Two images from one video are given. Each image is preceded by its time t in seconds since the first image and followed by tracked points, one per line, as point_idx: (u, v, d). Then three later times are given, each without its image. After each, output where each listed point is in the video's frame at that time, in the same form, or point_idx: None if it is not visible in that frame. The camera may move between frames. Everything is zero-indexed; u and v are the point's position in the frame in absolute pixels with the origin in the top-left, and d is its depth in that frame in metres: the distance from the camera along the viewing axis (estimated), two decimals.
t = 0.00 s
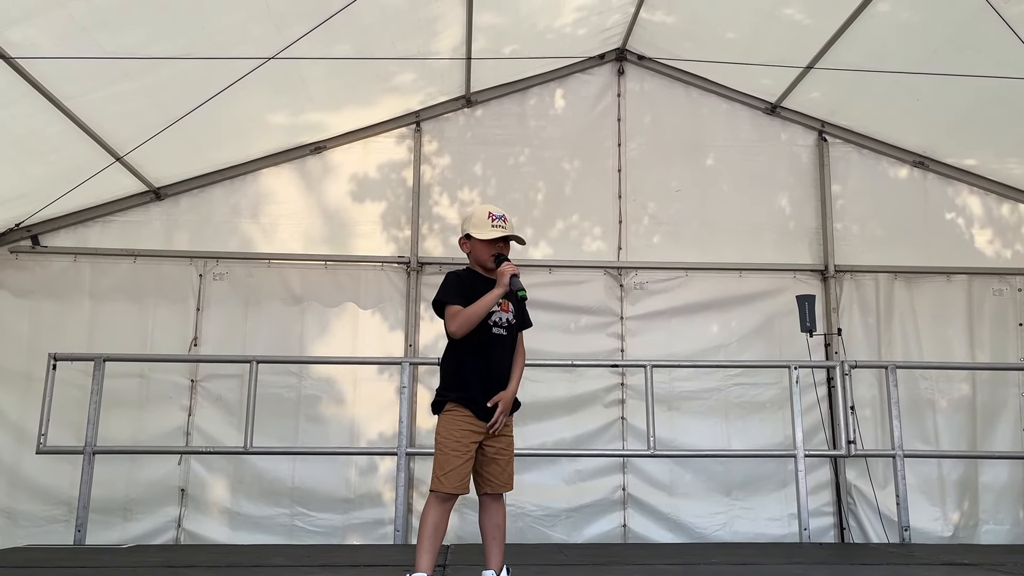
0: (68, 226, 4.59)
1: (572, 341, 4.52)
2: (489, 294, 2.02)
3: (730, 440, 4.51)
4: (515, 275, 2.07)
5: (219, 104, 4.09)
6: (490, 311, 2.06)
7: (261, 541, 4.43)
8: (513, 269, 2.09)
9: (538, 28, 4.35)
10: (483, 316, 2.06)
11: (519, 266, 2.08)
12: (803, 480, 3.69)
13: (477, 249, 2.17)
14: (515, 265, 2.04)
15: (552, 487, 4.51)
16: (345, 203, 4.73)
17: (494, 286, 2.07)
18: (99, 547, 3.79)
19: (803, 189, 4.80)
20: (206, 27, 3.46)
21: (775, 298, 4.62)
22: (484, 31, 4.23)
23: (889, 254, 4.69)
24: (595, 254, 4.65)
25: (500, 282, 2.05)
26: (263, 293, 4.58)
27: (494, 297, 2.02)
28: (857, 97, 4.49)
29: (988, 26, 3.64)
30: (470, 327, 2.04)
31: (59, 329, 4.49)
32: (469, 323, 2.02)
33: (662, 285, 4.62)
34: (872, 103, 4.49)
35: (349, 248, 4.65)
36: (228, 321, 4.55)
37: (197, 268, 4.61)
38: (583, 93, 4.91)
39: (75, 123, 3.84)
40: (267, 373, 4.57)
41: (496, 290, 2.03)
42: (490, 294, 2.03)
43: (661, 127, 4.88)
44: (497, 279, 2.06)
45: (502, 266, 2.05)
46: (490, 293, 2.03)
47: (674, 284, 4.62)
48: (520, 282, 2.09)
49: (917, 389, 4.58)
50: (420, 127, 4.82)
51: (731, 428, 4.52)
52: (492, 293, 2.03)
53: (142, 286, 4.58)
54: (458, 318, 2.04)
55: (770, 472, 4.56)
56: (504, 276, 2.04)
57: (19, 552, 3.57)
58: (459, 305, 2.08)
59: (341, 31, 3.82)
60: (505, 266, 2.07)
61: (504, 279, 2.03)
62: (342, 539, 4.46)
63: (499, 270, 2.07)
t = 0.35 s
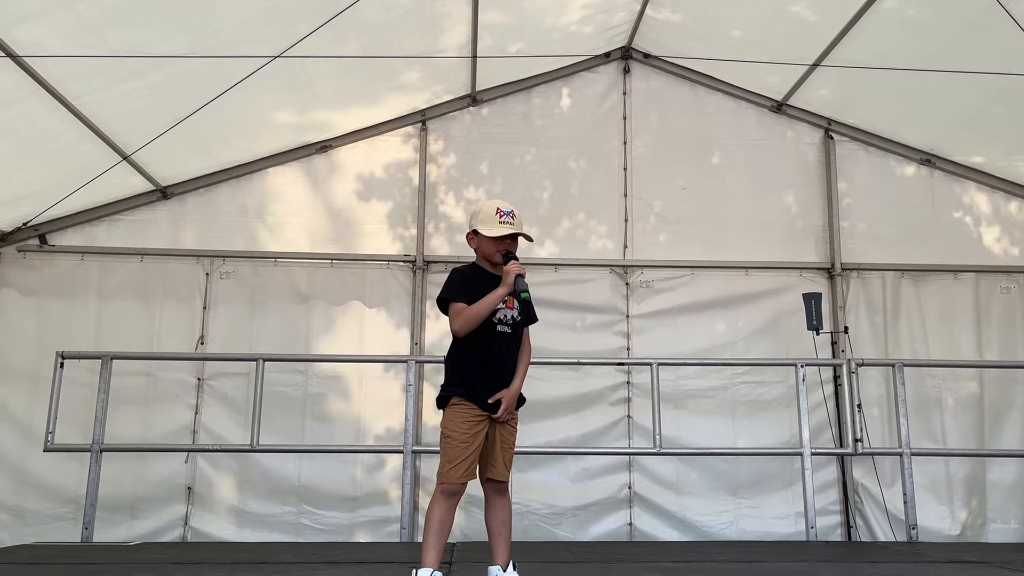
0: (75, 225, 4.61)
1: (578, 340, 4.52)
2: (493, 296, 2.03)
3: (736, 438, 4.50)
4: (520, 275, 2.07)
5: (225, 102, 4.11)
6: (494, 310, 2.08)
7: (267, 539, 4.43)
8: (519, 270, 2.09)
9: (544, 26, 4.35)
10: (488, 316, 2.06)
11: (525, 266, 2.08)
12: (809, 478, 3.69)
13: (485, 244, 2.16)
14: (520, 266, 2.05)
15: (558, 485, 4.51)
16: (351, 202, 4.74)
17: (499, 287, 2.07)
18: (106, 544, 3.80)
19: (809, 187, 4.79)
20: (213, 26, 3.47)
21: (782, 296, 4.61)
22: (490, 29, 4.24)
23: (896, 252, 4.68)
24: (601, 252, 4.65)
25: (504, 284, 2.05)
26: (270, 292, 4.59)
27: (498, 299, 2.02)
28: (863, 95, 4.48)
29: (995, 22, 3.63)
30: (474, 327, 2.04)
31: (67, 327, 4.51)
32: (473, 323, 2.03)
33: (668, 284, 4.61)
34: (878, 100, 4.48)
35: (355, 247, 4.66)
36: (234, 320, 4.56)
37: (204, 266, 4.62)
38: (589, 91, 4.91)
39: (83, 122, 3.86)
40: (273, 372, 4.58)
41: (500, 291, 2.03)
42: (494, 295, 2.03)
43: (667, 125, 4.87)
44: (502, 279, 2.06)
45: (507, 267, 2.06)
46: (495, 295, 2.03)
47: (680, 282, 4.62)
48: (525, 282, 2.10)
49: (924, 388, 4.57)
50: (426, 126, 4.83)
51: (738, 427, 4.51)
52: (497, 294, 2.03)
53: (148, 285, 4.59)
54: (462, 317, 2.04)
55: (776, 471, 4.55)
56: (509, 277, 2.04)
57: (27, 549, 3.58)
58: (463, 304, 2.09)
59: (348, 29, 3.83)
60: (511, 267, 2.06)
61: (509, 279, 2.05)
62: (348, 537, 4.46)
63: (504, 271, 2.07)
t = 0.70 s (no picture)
0: (86, 224, 4.62)
1: (588, 337, 4.51)
2: (500, 296, 2.01)
3: (748, 436, 4.48)
4: (529, 277, 2.02)
5: (235, 101, 4.11)
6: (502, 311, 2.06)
7: (278, 538, 4.44)
8: (530, 272, 2.05)
9: (553, 24, 4.34)
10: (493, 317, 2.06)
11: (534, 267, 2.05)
12: (821, 476, 3.67)
13: (495, 242, 2.16)
14: (528, 267, 1.99)
15: (568, 484, 4.50)
16: (361, 200, 4.74)
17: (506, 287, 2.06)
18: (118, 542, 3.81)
19: (820, 184, 4.76)
20: (224, 25, 3.48)
21: (793, 293, 4.59)
22: (499, 27, 4.23)
23: (909, 248, 4.65)
24: (612, 249, 4.64)
25: (511, 286, 2.02)
26: (280, 291, 4.60)
27: (504, 300, 2.01)
28: (875, 90, 4.45)
29: (1008, 16, 3.60)
30: (479, 327, 2.05)
31: (78, 327, 4.53)
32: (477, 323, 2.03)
33: (678, 281, 4.59)
34: (890, 96, 4.45)
35: (365, 245, 4.66)
36: (244, 319, 4.57)
37: (214, 265, 4.63)
38: (599, 89, 4.89)
39: (93, 122, 3.87)
40: (284, 371, 4.59)
41: (506, 292, 2.01)
42: (500, 296, 2.02)
43: (677, 122, 4.85)
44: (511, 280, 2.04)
45: (516, 267, 2.02)
46: (501, 295, 2.02)
47: (691, 280, 4.60)
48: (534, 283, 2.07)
49: (937, 386, 4.54)
50: (435, 124, 4.82)
51: (749, 425, 4.49)
52: (503, 294, 2.02)
53: (159, 284, 4.60)
54: (467, 316, 2.05)
55: (788, 469, 4.53)
56: (517, 279, 2.01)
57: (40, 547, 3.60)
58: (471, 302, 2.08)
59: (357, 27, 3.82)
60: (519, 267, 2.04)
61: (517, 282, 2.01)
62: (358, 535, 4.46)
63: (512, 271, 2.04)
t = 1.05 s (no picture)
0: (105, 221, 4.67)
1: (604, 331, 4.51)
2: (517, 292, 2.02)
3: (764, 429, 4.48)
4: (547, 271, 2.01)
5: (251, 97, 4.13)
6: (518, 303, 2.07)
7: (296, 531, 4.47)
8: (548, 266, 2.04)
9: (567, 17, 4.34)
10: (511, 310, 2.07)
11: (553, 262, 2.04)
12: (838, 469, 3.67)
13: (513, 233, 2.15)
14: (547, 262, 1.98)
15: (584, 477, 4.51)
16: (376, 195, 4.75)
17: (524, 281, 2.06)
18: (138, 535, 3.85)
19: (836, 176, 4.74)
20: (240, 21, 3.50)
21: (809, 286, 4.57)
22: (513, 21, 4.23)
23: (926, 240, 4.63)
24: (626, 243, 4.64)
25: (529, 281, 2.02)
26: (296, 286, 4.63)
27: (522, 295, 2.01)
28: (891, 82, 4.43)
29: None
30: (495, 320, 2.05)
31: (97, 322, 4.57)
32: (495, 317, 2.03)
33: (693, 275, 4.59)
34: (907, 87, 4.43)
35: (380, 240, 4.68)
36: (261, 314, 4.60)
37: (231, 261, 4.66)
38: (613, 82, 4.89)
39: (111, 119, 3.91)
40: (301, 365, 4.61)
41: (524, 286, 2.02)
42: (518, 291, 2.02)
43: (691, 115, 4.84)
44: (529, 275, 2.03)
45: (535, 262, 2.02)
46: (519, 290, 2.02)
47: (706, 273, 4.60)
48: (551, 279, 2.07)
49: (955, 378, 4.52)
50: (450, 119, 4.83)
51: (765, 418, 4.49)
52: (521, 289, 2.02)
53: (177, 279, 4.63)
54: (484, 310, 2.05)
55: (804, 462, 4.52)
56: (535, 275, 2.01)
57: (62, 539, 3.64)
58: (488, 295, 2.09)
59: (372, 22, 3.84)
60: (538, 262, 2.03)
61: (535, 275, 2.00)
62: (376, 528, 4.49)
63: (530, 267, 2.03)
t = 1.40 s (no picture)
0: (129, 217, 4.71)
1: (626, 324, 4.49)
2: (541, 286, 2.01)
3: (788, 422, 4.44)
4: (572, 267, 2.00)
5: (272, 93, 4.15)
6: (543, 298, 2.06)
7: (321, 524, 4.50)
8: (571, 261, 2.03)
9: (587, 9, 4.31)
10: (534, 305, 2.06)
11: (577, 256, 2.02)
12: (864, 462, 3.63)
13: (536, 226, 2.14)
14: (571, 257, 1.97)
15: (606, 471, 4.50)
16: (397, 189, 4.76)
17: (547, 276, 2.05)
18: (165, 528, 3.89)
19: (860, 166, 4.69)
20: (262, 17, 3.51)
21: (833, 277, 4.53)
22: (533, 13, 4.22)
23: (953, 230, 4.56)
24: (648, 235, 4.61)
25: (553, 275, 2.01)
26: (318, 280, 4.65)
27: (545, 290, 2.00)
28: (917, 70, 4.37)
29: None
30: (518, 314, 2.05)
31: (123, 317, 4.62)
32: (518, 311, 2.03)
33: (716, 267, 4.56)
34: (933, 74, 4.37)
35: (401, 234, 4.69)
36: (284, 309, 4.62)
37: (254, 256, 4.69)
38: (633, 74, 4.86)
39: (134, 116, 3.94)
40: (323, 359, 4.64)
41: (547, 281, 2.00)
42: (541, 285, 2.01)
43: (712, 106, 4.81)
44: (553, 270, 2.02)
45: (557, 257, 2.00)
46: (542, 285, 2.01)
47: (729, 265, 4.56)
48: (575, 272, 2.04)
49: (983, 370, 4.45)
50: (470, 113, 4.83)
51: (790, 411, 4.45)
52: (544, 283, 2.01)
53: (200, 275, 4.67)
54: (507, 305, 2.05)
55: (829, 455, 4.48)
56: (558, 270, 1.99)
57: (91, 532, 3.69)
58: (512, 290, 2.08)
59: (392, 16, 3.84)
60: (561, 257, 2.01)
61: (559, 271, 1.99)
62: (399, 521, 4.51)
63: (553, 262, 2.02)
